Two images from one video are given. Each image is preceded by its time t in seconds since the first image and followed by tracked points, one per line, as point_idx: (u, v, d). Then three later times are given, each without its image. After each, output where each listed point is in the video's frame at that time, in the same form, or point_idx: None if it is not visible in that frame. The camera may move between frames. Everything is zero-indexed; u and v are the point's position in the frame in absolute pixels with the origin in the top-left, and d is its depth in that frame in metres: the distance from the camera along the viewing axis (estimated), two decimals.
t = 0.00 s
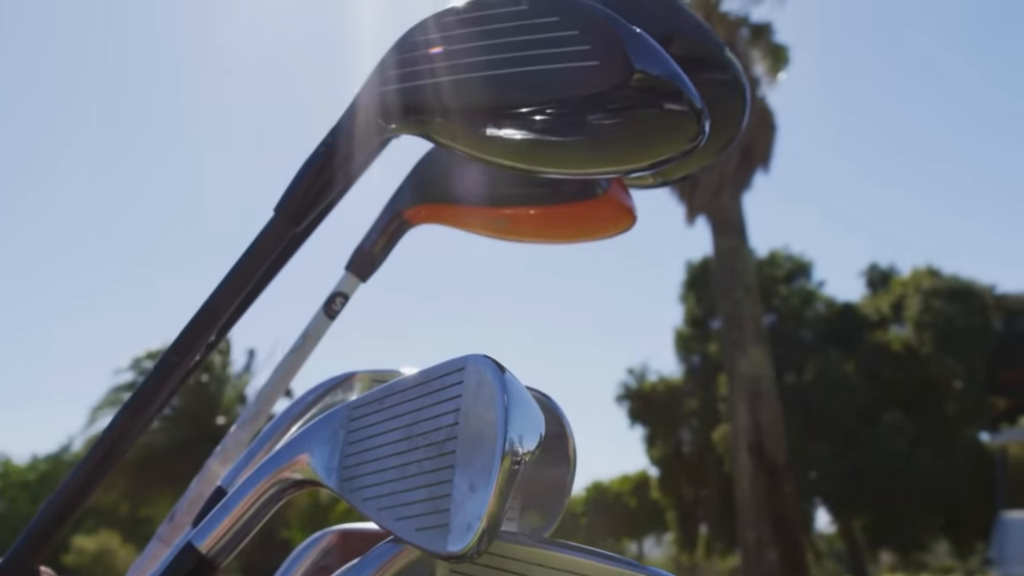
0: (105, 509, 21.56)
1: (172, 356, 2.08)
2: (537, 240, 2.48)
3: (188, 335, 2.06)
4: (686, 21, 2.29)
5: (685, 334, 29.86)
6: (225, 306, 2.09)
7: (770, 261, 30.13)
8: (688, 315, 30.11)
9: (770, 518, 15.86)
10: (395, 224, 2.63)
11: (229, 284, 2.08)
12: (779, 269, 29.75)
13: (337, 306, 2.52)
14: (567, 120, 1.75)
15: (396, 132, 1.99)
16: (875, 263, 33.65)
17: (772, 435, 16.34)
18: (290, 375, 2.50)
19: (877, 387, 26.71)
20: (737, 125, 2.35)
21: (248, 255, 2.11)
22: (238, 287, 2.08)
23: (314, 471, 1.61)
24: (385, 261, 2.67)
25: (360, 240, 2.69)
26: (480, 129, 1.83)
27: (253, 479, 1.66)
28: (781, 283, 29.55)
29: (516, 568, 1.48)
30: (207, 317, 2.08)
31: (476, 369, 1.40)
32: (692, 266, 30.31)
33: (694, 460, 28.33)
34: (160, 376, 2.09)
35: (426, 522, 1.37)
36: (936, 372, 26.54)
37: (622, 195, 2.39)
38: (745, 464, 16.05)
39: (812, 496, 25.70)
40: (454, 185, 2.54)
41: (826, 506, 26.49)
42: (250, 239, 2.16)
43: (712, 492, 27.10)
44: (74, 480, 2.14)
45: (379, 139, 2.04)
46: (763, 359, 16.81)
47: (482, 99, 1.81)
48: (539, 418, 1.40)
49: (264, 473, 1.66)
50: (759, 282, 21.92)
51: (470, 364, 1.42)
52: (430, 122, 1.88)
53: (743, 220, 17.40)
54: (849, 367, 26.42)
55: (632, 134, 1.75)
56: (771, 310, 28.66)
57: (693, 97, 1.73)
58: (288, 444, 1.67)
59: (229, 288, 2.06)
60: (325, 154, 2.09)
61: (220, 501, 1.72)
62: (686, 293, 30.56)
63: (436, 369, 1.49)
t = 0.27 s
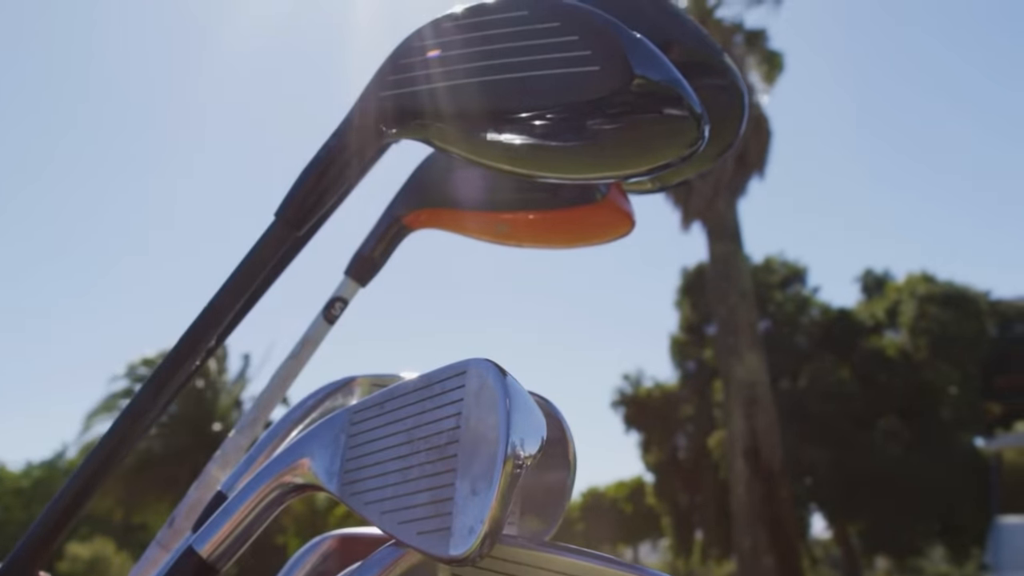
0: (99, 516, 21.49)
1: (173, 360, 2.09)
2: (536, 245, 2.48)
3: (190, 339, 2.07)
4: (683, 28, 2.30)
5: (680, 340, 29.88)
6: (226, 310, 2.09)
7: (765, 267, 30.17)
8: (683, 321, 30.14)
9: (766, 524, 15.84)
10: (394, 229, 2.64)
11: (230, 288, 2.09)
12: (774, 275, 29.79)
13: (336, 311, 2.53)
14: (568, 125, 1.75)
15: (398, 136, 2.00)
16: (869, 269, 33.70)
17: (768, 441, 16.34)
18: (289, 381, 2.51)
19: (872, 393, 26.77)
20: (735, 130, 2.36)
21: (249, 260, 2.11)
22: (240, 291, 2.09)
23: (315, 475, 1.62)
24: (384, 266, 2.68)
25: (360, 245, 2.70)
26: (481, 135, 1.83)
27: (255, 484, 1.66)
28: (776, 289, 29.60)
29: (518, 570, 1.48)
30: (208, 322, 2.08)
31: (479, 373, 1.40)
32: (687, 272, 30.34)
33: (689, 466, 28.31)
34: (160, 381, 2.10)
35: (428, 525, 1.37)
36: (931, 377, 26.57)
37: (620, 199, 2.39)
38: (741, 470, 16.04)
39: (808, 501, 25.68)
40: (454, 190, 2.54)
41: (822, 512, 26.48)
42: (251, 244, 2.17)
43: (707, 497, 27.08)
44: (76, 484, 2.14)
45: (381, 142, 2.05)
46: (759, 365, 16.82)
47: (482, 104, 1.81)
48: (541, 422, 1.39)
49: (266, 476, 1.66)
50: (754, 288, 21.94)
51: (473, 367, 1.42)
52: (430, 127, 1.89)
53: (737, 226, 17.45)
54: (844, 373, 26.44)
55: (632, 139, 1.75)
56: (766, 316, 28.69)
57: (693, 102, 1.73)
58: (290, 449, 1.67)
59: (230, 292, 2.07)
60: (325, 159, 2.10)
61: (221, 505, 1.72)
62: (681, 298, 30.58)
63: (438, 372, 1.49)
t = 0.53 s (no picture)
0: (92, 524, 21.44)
1: (171, 366, 2.09)
2: (532, 252, 2.49)
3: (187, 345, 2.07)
4: (681, 36, 2.30)
5: (674, 346, 29.94)
6: (224, 317, 2.09)
7: (758, 273, 30.25)
8: (677, 328, 30.19)
9: (760, 531, 15.83)
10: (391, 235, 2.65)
11: (228, 295, 2.09)
12: (767, 282, 29.87)
13: (333, 317, 2.53)
14: (566, 132, 1.76)
15: (396, 142, 2.01)
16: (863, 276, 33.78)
17: (762, 448, 16.35)
18: (286, 387, 2.51)
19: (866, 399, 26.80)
20: (731, 136, 2.37)
21: (247, 267, 2.11)
22: (237, 299, 2.09)
23: (314, 481, 1.62)
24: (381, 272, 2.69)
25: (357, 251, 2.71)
26: (479, 141, 1.84)
27: (253, 489, 1.66)
28: (769, 296, 29.71)
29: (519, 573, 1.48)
30: (206, 329, 2.09)
31: (478, 378, 1.40)
32: (681, 279, 30.42)
33: (683, 473, 28.31)
34: (157, 388, 2.09)
35: (428, 531, 1.37)
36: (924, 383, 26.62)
37: (617, 206, 2.39)
38: (736, 477, 16.05)
39: (802, 508, 25.68)
40: (450, 197, 2.55)
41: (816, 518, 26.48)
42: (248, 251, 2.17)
43: (702, 505, 27.08)
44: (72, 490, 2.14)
45: (378, 149, 2.05)
46: (753, 371, 16.85)
47: (481, 110, 1.82)
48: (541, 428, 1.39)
49: (265, 482, 1.66)
50: (747, 294, 21.99)
51: (471, 373, 1.42)
52: (426, 134, 1.90)
53: (731, 233, 17.50)
54: (838, 379, 26.47)
55: (628, 145, 1.75)
56: (760, 322, 28.76)
57: (690, 109, 1.74)
58: (288, 454, 1.67)
59: (229, 297, 2.07)
60: (323, 165, 2.10)
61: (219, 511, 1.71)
62: (675, 305, 30.64)
63: (437, 378, 1.49)
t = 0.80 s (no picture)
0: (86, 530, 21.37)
1: (168, 370, 2.09)
2: (528, 257, 2.49)
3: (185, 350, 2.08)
4: (678, 42, 2.31)
5: (669, 353, 29.99)
6: (222, 321, 2.10)
7: (753, 280, 30.34)
8: (671, 334, 30.25)
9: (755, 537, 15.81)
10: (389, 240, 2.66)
11: (226, 299, 2.09)
12: (761, 288, 29.95)
13: (330, 322, 2.53)
14: (563, 137, 1.76)
15: (394, 147, 2.01)
16: (857, 283, 33.86)
17: (756, 453, 16.35)
18: (283, 391, 2.51)
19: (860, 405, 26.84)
20: (728, 140, 2.37)
21: (245, 271, 2.12)
22: (236, 302, 2.09)
23: (311, 486, 1.62)
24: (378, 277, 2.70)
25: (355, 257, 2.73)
26: (477, 146, 1.84)
27: (250, 494, 1.67)
28: (764, 302, 29.79)
29: None
30: (203, 333, 2.09)
31: (476, 383, 1.41)
32: (676, 286, 30.49)
33: (678, 479, 28.29)
34: (154, 392, 2.10)
35: (425, 534, 1.37)
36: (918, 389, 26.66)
37: (613, 211, 2.40)
38: (730, 483, 16.04)
39: (796, 514, 25.69)
40: (447, 202, 2.56)
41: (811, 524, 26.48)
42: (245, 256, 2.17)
43: (696, 511, 27.06)
44: (70, 494, 2.14)
45: (376, 154, 2.06)
46: (747, 377, 16.86)
47: (479, 115, 1.83)
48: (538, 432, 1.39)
49: (262, 487, 1.66)
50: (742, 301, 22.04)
51: (468, 378, 1.42)
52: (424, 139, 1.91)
53: (725, 239, 17.55)
54: (832, 386, 26.50)
55: (626, 151, 1.76)
56: (754, 329, 28.80)
57: (687, 115, 1.74)
58: (286, 459, 1.67)
59: (227, 301, 2.08)
60: (321, 170, 2.11)
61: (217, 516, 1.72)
62: (669, 311, 30.69)
63: (435, 382, 1.50)
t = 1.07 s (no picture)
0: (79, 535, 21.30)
1: (164, 373, 2.09)
2: (525, 260, 2.49)
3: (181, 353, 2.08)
4: (673, 46, 2.32)
5: (664, 358, 30.05)
6: (219, 324, 2.10)
7: (747, 285, 30.43)
8: (666, 339, 30.30)
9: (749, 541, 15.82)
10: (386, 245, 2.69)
11: (223, 301, 2.10)
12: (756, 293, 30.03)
13: (327, 326, 2.53)
14: (559, 141, 1.77)
15: (392, 150, 2.02)
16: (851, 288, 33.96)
17: (751, 458, 16.36)
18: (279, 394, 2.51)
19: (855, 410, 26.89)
20: (724, 142, 2.38)
21: (242, 275, 2.12)
22: (232, 306, 2.09)
23: (309, 489, 1.62)
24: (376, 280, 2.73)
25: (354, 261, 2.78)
26: (474, 148, 1.85)
27: (247, 497, 1.67)
28: (758, 307, 29.87)
29: None
30: (200, 336, 2.09)
31: (473, 384, 1.41)
32: (671, 291, 30.56)
33: (673, 484, 28.30)
34: (150, 396, 2.10)
35: (423, 537, 1.37)
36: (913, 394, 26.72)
37: (609, 215, 2.40)
38: (725, 488, 16.05)
39: (791, 518, 25.71)
40: (444, 206, 2.57)
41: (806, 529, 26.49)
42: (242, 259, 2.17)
43: (691, 516, 27.06)
44: (66, 497, 2.14)
45: (373, 158, 2.06)
46: (742, 382, 16.89)
47: (476, 118, 1.83)
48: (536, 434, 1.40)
49: (259, 489, 1.67)
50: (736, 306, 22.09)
51: (465, 379, 1.43)
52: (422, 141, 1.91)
53: (720, 244, 17.59)
54: (827, 390, 26.55)
55: (623, 153, 1.76)
56: (749, 333, 28.85)
57: (684, 118, 1.74)
58: (284, 462, 1.67)
59: (224, 304, 2.08)
60: (317, 173, 2.11)
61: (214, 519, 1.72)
62: (664, 316, 30.74)
63: (433, 385, 1.50)
